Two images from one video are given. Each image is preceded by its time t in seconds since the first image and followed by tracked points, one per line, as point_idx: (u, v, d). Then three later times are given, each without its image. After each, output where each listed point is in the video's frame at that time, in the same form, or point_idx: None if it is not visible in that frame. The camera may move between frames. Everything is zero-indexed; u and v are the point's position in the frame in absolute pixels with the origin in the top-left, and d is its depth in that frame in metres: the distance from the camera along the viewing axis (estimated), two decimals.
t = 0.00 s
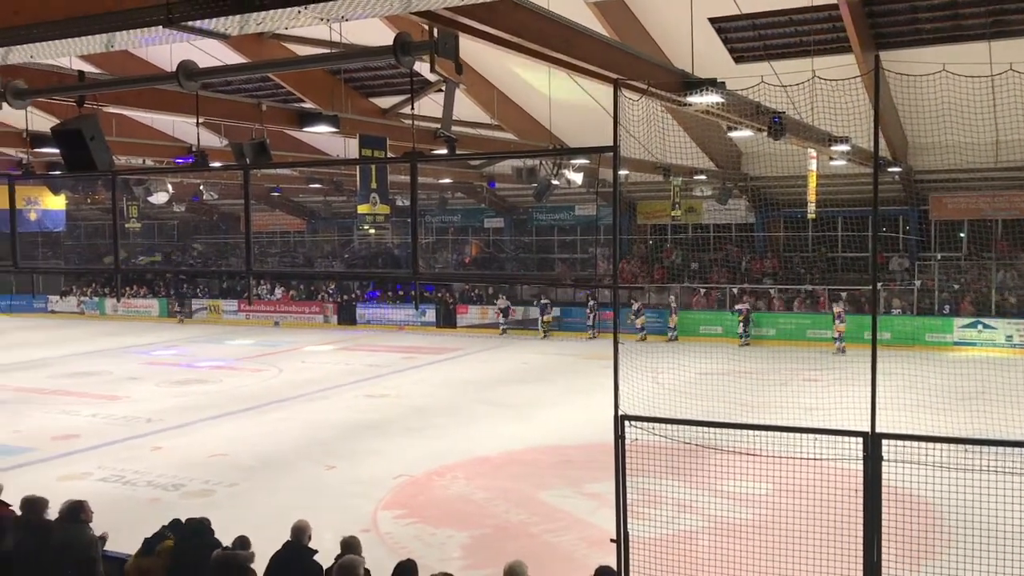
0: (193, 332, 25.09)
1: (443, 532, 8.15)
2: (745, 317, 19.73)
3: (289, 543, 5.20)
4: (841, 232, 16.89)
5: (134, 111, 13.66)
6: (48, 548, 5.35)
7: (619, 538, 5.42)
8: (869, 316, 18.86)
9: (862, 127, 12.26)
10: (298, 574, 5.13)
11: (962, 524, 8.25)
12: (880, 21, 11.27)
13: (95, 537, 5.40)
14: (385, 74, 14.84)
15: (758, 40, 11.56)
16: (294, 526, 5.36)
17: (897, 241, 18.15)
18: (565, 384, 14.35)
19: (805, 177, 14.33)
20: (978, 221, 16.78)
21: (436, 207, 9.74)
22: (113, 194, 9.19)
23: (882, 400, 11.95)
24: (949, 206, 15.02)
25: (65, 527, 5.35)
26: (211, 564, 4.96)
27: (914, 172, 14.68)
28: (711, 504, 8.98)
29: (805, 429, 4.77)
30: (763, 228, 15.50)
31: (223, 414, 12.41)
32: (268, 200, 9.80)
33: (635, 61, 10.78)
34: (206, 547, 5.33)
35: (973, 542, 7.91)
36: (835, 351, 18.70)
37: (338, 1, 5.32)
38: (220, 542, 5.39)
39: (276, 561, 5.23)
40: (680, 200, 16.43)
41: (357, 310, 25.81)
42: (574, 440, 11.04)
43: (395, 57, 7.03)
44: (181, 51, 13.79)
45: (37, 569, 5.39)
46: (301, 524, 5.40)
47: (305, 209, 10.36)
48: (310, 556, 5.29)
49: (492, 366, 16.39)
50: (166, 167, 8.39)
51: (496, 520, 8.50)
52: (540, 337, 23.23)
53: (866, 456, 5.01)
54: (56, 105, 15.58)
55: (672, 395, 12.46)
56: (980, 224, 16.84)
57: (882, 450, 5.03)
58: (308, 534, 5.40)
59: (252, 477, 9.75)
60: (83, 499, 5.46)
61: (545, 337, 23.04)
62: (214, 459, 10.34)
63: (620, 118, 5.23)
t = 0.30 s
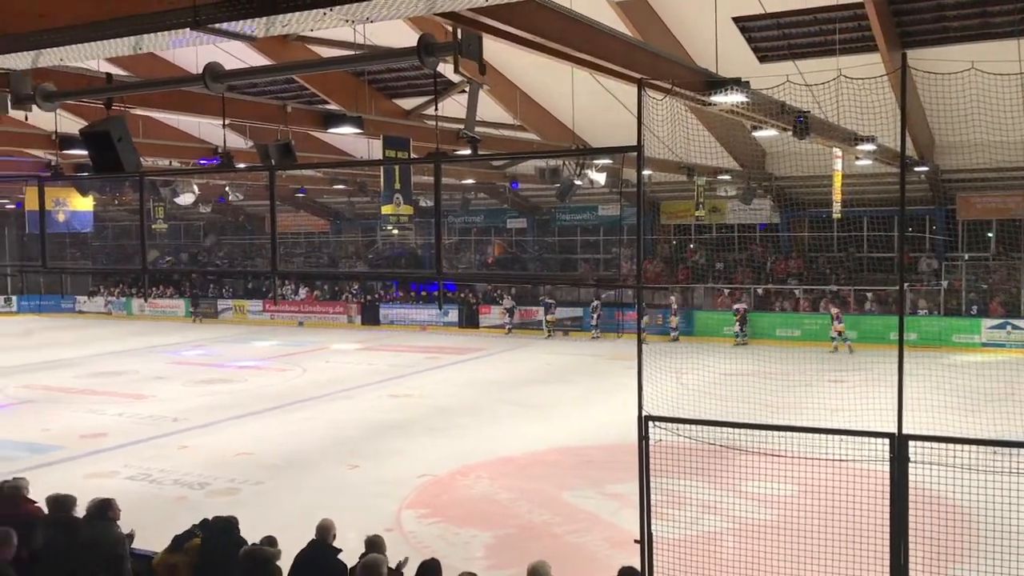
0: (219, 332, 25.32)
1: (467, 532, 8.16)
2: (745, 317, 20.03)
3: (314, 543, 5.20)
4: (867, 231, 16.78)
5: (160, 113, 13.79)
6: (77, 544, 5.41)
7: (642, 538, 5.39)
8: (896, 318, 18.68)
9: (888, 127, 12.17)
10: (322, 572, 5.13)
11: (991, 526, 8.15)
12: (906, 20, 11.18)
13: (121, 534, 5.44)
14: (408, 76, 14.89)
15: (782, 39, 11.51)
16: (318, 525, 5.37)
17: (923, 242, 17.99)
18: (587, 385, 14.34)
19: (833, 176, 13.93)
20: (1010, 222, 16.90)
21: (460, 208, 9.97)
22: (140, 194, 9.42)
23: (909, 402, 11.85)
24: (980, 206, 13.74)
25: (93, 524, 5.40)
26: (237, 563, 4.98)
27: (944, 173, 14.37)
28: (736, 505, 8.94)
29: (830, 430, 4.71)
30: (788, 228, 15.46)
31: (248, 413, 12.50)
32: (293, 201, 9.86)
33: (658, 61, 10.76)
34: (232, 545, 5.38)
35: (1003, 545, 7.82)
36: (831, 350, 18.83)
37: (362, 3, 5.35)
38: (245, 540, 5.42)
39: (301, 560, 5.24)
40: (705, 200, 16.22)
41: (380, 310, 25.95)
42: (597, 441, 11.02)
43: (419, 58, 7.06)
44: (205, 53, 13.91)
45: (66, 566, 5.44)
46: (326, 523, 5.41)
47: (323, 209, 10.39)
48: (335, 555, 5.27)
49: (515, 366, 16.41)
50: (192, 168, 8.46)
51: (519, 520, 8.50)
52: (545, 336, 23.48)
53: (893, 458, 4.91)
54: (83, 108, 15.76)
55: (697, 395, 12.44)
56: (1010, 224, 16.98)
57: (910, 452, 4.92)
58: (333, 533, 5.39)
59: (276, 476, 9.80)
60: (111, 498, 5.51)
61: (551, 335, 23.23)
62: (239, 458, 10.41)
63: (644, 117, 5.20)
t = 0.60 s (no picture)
0: (243, 331, 25.47)
1: (489, 532, 8.17)
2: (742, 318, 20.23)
3: (336, 542, 5.23)
4: (894, 231, 16.67)
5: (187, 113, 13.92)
6: (103, 541, 5.48)
7: (665, 539, 5.34)
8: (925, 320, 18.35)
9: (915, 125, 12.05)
10: (345, 570, 5.15)
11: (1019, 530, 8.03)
12: (933, 18, 11.08)
13: (147, 531, 5.52)
14: (432, 77, 14.92)
15: (807, 38, 11.45)
16: (341, 524, 5.38)
17: (951, 242, 17.83)
18: (609, 385, 14.30)
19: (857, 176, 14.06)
20: None
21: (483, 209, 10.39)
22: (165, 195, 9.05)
23: (935, 404, 11.72)
24: (1007, 206, 14.43)
25: (119, 521, 5.48)
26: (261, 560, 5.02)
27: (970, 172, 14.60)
28: (758, 507, 8.88)
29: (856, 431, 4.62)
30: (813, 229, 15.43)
31: (272, 413, 12.57)
32: (317, 201, 9.91)
33: (682, 60, 10.73)
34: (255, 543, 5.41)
35: None
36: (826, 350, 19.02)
37: (386, 3, 5.36)
38: (268, 539, 5.47)
39: (323, 559, 5.23)
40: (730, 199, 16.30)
41: (403, 310, 26.02)
42: (619, 441, 11.00)
43: (442, 58, 7.07)
44: (229, 54, 14.01)
45: (92, 562, 5.51)
46: (349, 522, 5.42)
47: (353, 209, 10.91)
48: (358, 554, 5.26)
49: (539, 367, 16.41)
50: (217, 168, 8.50)
51: (541, 520, 8.49)
52: (549, 336, 23.68)
53: (919, 460, 4.81)
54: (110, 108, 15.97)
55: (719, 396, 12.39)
56: None
57: (936, 454, 4.79)
58: (356, 532, 5.36)
59: (300, 475, 9.85)
60: (137, 495, 5.61)
61: (555, 335, 23.39)
62: (263, 457, 10.48)
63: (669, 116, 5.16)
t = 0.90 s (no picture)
0: (264, 332, 25.62)
1: (509, 533, 8.17)
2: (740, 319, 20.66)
3: (358, 541, 5.27)
4: (917, 232, 16.56)
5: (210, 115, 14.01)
6: (127, 539, 5.55)
7: (686, 543, 5.16)
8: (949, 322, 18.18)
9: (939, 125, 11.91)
10: (366, 568, 5.18)
11: None
12: (957, 17, 10.99)
13: (170, 530, 5.59)
14: (452, 78, 14.95)
15: (830, 39, 11.39)
16: (362, 523, 5.37)
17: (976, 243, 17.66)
18: (629, 387, 14.26)
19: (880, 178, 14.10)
20: None
21: (502, 210, 10.28)
22: (189, 196, 9.03)
23: (961, 407, 11.60)
24: None
25: (144, 519, 5.56)
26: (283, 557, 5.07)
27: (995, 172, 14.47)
28: (780, 509, 8.83)
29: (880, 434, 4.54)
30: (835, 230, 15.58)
31: (295, 413, 12.64)
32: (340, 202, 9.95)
33: (703, 60, 10.70)
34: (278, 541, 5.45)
35: None
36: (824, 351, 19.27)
37: (410, 4, 5.36)
38: (291, 539, 5.50)
39: (344, 559, 5.23)
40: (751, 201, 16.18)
41: (424, 310, 26.09)
42: (639, 443, 10.98)
43: (464, 60, 7.07)
44: (252, 56, 14.11)
45: (117, 561, 5.54)
46: (371, 523, 5.41)
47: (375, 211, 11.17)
48: (379, 554, 5.25)
49: (560, 368, 16.41)
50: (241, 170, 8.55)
51: (563, 521, 8.48)
52: (550, 336, 23.92)
53: (944, 463, 4.70)
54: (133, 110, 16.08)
55: (741, 398, 12.34)
56: None
57: (962, 457, 4.63)
58: (377, 533, 5.34)
59: (322, 475, 9.90)
60: (160, 495, 5.71)
61: (557, 336, 23.66)
62: (285, 456, 10.54)
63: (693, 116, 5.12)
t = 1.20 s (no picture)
0: (284, 334, 25.75)
1: (527, 535, 8.17)
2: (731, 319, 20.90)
3: (376, 542, 5.30)
4: (939, 235, 16.44)
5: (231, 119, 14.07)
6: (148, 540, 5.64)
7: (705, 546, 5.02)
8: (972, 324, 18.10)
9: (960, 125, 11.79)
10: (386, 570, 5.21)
11: None
12: (979, 17, 10.91)
13: (191, 531, 5.69)
14: (471, 82, 14.99)
15: (850, 40, 11.34)
16: (380, 525, 5.38)
17: (1000, 246, 17.49)
18: (648, 390, 14.22)
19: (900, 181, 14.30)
20: None
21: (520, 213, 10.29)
22: (210, 199, 9.02)
23: (984, 411, 11.48)
24: None
25: (165, 521, 5.66)
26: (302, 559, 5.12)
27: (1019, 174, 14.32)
28: (800, 513, 8.78)
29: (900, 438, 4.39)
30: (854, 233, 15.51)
31: (315, 414, 12.71)
32: (359, 206, 10.02)
33: (722, 62, 10.66)
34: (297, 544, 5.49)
35: None
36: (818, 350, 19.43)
37: (429, 8, 5.36)
38: (310, 540, 5.52)
39: (363, 561, 5.25)
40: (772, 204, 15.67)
41: (442, 313, 26.15)
42: (658, 446, 10.95)
43: (482, 63, 7.04)
44: (272, 60, 14.19)
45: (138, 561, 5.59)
46: (390, 524, 5.41)
47: (395, 214, 11.18)
48: (397, 556, 5.26)
49: (579, 371, 16.39)
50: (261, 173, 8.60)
51: (581, 524, 8.48)
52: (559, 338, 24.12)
53: (966, 467, 4.56)
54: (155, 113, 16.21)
55: (761, 402, 12.27)
56: None
57: (985, 460, 4.49)
58: (396, 534, 5.35)
59: (341, 476, 9.94)
60: (182, 495, 5.77)
61: (559, 337, 23.84)
62: (305, 458, 10.60)
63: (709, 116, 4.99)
